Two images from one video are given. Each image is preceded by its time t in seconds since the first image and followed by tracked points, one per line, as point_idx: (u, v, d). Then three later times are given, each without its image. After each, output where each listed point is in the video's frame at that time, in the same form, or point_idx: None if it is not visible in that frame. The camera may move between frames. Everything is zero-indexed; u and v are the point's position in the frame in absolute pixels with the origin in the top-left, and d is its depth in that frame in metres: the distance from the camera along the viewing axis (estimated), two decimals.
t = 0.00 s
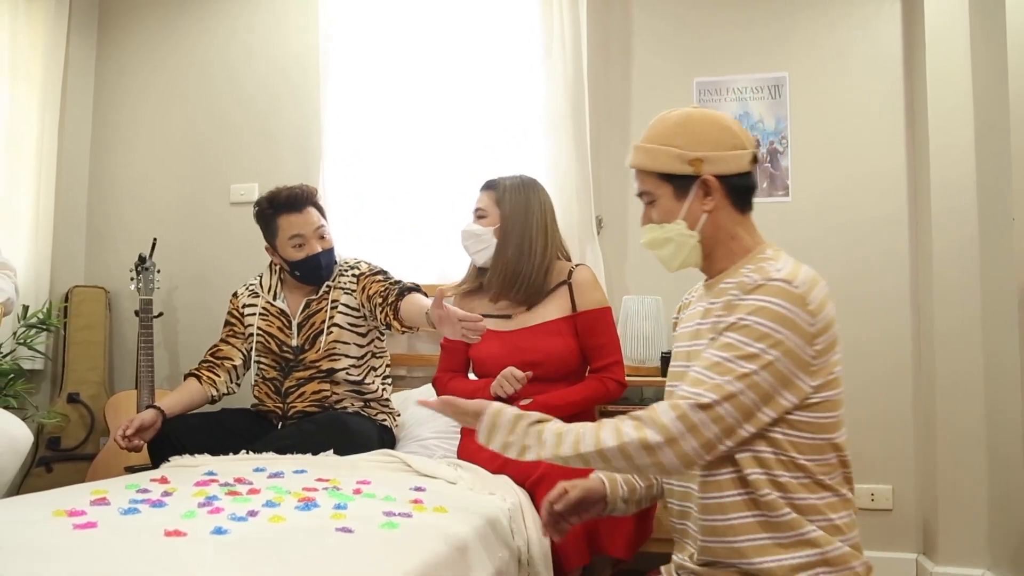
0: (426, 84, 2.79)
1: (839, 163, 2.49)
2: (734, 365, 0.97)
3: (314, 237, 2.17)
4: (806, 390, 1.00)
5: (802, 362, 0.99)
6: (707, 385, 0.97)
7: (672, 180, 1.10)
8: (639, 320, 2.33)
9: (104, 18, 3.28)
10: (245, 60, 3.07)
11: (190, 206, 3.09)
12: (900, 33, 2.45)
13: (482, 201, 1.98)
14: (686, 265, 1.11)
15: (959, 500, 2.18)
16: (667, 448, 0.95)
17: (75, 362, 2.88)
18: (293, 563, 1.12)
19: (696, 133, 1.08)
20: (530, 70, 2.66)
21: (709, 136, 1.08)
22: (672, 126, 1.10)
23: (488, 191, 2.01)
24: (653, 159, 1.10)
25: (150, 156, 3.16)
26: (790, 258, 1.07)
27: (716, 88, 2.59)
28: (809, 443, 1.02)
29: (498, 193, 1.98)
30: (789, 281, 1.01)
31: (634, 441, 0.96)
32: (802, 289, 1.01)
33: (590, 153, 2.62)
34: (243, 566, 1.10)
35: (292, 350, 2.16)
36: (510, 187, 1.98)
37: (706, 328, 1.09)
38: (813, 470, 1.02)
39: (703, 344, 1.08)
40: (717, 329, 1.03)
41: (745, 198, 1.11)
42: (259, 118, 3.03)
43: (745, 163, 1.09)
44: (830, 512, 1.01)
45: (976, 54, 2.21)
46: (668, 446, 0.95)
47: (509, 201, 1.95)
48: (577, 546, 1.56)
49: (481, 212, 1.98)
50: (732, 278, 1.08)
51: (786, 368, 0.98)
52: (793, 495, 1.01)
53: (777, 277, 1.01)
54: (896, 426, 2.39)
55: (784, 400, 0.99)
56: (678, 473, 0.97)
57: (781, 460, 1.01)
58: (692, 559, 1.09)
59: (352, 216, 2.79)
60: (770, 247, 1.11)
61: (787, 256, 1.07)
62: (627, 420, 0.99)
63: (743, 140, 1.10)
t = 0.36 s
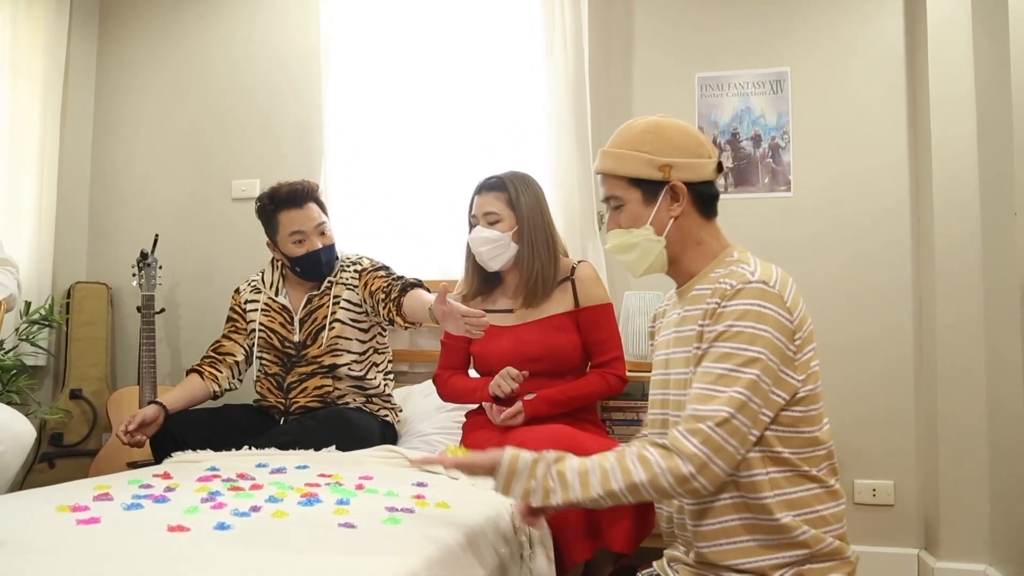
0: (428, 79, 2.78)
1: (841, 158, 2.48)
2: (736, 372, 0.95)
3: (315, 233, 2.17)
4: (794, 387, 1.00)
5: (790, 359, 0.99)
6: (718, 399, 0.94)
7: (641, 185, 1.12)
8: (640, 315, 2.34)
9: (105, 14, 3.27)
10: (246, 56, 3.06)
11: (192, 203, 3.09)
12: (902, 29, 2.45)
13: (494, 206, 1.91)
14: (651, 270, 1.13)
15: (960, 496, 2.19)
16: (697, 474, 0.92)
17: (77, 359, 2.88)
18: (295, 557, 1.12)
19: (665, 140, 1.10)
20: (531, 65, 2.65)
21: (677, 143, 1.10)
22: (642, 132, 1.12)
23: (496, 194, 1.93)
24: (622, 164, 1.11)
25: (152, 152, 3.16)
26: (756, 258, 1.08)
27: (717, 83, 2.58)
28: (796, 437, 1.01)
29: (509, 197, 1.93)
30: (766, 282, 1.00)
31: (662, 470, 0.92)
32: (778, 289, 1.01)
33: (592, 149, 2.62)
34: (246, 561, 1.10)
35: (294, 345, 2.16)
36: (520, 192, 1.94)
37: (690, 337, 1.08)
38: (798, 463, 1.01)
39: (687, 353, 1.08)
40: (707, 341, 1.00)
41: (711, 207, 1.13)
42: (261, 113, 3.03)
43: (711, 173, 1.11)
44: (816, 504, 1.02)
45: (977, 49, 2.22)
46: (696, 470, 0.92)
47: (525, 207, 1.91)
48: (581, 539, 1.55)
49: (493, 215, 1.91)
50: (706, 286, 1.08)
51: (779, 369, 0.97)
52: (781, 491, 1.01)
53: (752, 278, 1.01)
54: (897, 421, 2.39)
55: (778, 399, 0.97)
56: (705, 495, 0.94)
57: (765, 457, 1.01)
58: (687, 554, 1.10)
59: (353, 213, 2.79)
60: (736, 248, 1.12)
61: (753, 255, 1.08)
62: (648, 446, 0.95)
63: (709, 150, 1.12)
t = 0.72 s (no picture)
0: (428, 80, 2.78)
1: (841, 156, 2.48)
2: (743, 365, 0.94)
3: (313, 236, 2.17)
4: (789, 373, 1.00)
5: (783, 344, 0.99)
6: (730, 398, 0.93)
7: (601, 177, 1.10)
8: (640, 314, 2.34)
9: (105, 15, 3.27)
10: (246, 57, 3.06)
11: (192, 204, 3.09)
12: (901, 27, 2.45)
13: (507, 208, 1.87)
14: (618, 265, 1.12)
15: (962, 493, 2.19)
16: (724, 480, 0.91)
17: (78, 361, 2.88)
18: (295, 558, 1.13)
19: (621, 130, 1.10)
20: (532, 66, 2.66)
21: (637, 133, 1.09)
22: (598, 123, 1.11)
23: (508, 194, 1.89)
24: (581, 156, 1.10)
25: (152, 153, 3.16)
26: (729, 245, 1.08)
27: (717, 82, 2.58)
28: (794, 426, 1.00)
29: (522, 199, 1.90)
30: (753, 269, 1.01)
31: (688, 481, 0.91)
32: (763, 275, 1.01)
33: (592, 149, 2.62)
34: (247, 563, 1.10)
35: (295, 346, 2.17)
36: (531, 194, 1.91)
37: (676, 332, 1.06)
38: (795, 451, 1.00)
39: (673, 351, 1.06)
40: (706, 337, 0.98)
41: (673, 197, 1.12)
42: (261, 114, 3.03)
43: (671, 162, 1.10)
44: (813, 493, 1.01)
45: (977, 47, 2.22)
46: (722, 475, 0.91)
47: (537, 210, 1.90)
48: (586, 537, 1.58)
49: (507, 218, 1.87)
50: (690, 277, 1.06)
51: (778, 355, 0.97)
52: (780, 483, 0.99)
53: (738, 266, 1.01)
54: (898, 419, 2.39)
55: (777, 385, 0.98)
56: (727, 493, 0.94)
57: (764, 449, 1.00)
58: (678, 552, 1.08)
59: (354, 213, 2.80)
60: (704, 237, 1.12)
61: (726, 243, 1.08)
62: (666, 456, 0.94)
63: (670, 140, 1.12)
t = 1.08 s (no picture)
0: (428, 73, 2.78)
1: (841, 147, 2.48)
2: (711, 338, 0.91)
3: (310, 234, 2.16)
4: (765, 343, 0.96)
5: (758, 314, 0.95)
6: (699, 370, 0.90)
7: (561, 148, 1.05)
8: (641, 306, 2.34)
9: (104, 10, 3.26)
10: (246, 51, 3.06)
11: (192, 198, 3.09)
12: (902, 17, 2.44)
13: (510, 203, 1.87)
14: (582, 238, 1.09)
15: (962, 484, 2.19)
16: (690, 454, 0.88)
17: (78, 355, 2.88)
18: (295, 549, 1.13)
19: (582, 99, 1.05)
20: (532, 59, 2.65)
21: (599, 100, 1.05)
22: (559, 92, 1.06)
23: (508, 188, 1.88)
24: (540, 127, 1.05)
25: (152, 147, 3.16)
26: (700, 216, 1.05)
27: (716, 74, 2.57)
28: (774, 398, 0.98)
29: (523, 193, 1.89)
30: (723, 238, 0.97)
31: (652, 456, 0.89)
32: (734, 243, 0.98)
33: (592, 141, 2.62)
34: (250, 553, 1.11)
35: (297, 339, 2.17)
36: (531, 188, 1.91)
37: (644, 307, 1.03)
38: (776, 423, 0.98)
39: (643, 327, 1.03)
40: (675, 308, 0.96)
41: (638, 166, 1.07)
42: (260, 108, 3.03)
43: (634, 130, 1.05)
44: (796, 465, 0.99)
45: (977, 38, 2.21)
46: (688, 449, 0.88)
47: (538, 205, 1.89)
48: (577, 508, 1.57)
49: (509, 212, 1.87)
50: (657, 250, 1.03)
51: (752, 326, 0.93)
52: (764, 455, 0.98)
53: (709, 236, 0.98)
54: (898, 410, 2.39)
55: (752, 357, 0.93)
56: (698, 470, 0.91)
57: (742, 422, 0.97)
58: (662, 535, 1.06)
59: (354, 207, 2.80)
60: (673, 207, 1.08)
61: (696, 214, 1.05)
62: (632, 431, 0.91)
63: (634, 106, 1.07)
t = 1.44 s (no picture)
0: (428, 65, 2.77)
1: (842, 138, 2.47)
2: (679, 311, 0.89)
3: (307, 221, 2.17)
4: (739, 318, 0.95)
5: (731, 289, 0.94)
6: (667, 344, 0.88)
7: (534, 125, 1.06)
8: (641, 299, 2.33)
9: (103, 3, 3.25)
10: (247, 44, 3.05)
11: (193, 192, 3.08)
12: (904, 8, 2.43)
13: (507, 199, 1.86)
14: (548, 218, 1.10)
15: (963, 475, 2.19)
16: (660, 429, 0.86)
17: (79, 349, 2.89)
18: (301, 540, 1.14)
19: (558, 78, 1.05)
20: (532, 51, 2.64)
21: (577, 82, 1.05)
22: (536, 69, 1.06)
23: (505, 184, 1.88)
24: (515, 104, 1.06)
25: (152, 141, 3.15)
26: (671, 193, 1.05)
27: (716, 66, 2.56)
28: (750, 374, 0.97)
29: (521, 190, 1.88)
30: (692, 211, 0.97)
31: (621, 431, 0.87)
32: (704, 217, 0.97)
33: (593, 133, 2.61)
34: (251, 545, 1.11)
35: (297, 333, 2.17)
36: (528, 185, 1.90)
37: (616, 286, 1.03)
38: (755, 401, 0.97)
39: (615, 307, 1.03)
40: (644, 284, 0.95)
41: (613, 151, 1.08)
42: (260, 101, 3.02)
43: (611, 115, 1.06)
44: (777, 442, 0.98)
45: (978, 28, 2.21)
46: (658, 422, 0.86)
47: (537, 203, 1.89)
48: (575, 484, 1.59)
49: (507, 208, 1.87)
50: (626, 228, 1.04)
51: (724, 300, 0.92)
52: (746, 432, 0.96)
53: (676, 210, 0.98)
54: (899, 402, 2.39)
55: (726, 332, 0.92)
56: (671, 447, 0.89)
57: (720, 401, 0.96)
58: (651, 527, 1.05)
59: (354, 201, 2.79)
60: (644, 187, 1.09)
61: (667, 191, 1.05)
62: (603, 407, 0.90)
63: (612, 91, 1.07)
